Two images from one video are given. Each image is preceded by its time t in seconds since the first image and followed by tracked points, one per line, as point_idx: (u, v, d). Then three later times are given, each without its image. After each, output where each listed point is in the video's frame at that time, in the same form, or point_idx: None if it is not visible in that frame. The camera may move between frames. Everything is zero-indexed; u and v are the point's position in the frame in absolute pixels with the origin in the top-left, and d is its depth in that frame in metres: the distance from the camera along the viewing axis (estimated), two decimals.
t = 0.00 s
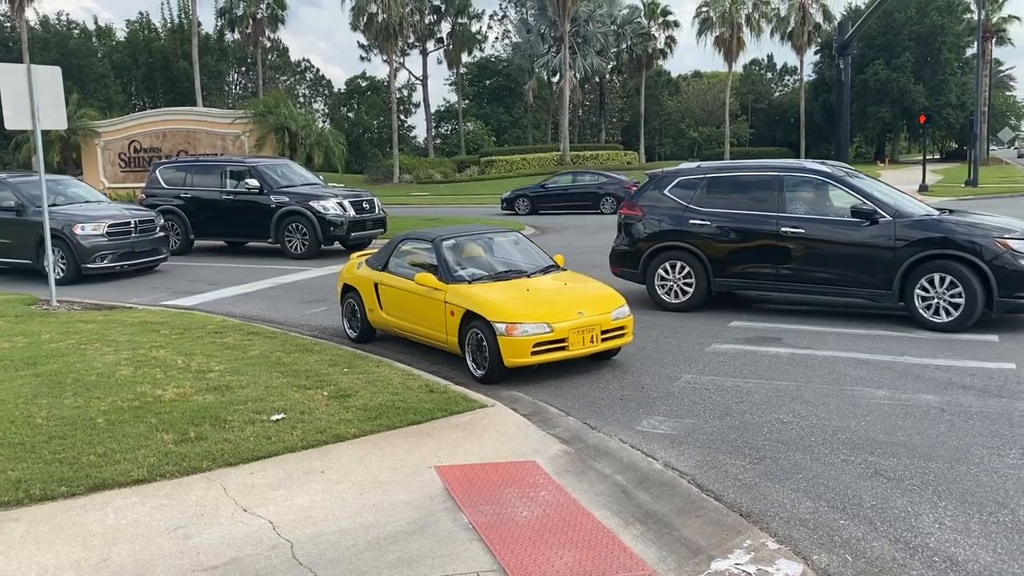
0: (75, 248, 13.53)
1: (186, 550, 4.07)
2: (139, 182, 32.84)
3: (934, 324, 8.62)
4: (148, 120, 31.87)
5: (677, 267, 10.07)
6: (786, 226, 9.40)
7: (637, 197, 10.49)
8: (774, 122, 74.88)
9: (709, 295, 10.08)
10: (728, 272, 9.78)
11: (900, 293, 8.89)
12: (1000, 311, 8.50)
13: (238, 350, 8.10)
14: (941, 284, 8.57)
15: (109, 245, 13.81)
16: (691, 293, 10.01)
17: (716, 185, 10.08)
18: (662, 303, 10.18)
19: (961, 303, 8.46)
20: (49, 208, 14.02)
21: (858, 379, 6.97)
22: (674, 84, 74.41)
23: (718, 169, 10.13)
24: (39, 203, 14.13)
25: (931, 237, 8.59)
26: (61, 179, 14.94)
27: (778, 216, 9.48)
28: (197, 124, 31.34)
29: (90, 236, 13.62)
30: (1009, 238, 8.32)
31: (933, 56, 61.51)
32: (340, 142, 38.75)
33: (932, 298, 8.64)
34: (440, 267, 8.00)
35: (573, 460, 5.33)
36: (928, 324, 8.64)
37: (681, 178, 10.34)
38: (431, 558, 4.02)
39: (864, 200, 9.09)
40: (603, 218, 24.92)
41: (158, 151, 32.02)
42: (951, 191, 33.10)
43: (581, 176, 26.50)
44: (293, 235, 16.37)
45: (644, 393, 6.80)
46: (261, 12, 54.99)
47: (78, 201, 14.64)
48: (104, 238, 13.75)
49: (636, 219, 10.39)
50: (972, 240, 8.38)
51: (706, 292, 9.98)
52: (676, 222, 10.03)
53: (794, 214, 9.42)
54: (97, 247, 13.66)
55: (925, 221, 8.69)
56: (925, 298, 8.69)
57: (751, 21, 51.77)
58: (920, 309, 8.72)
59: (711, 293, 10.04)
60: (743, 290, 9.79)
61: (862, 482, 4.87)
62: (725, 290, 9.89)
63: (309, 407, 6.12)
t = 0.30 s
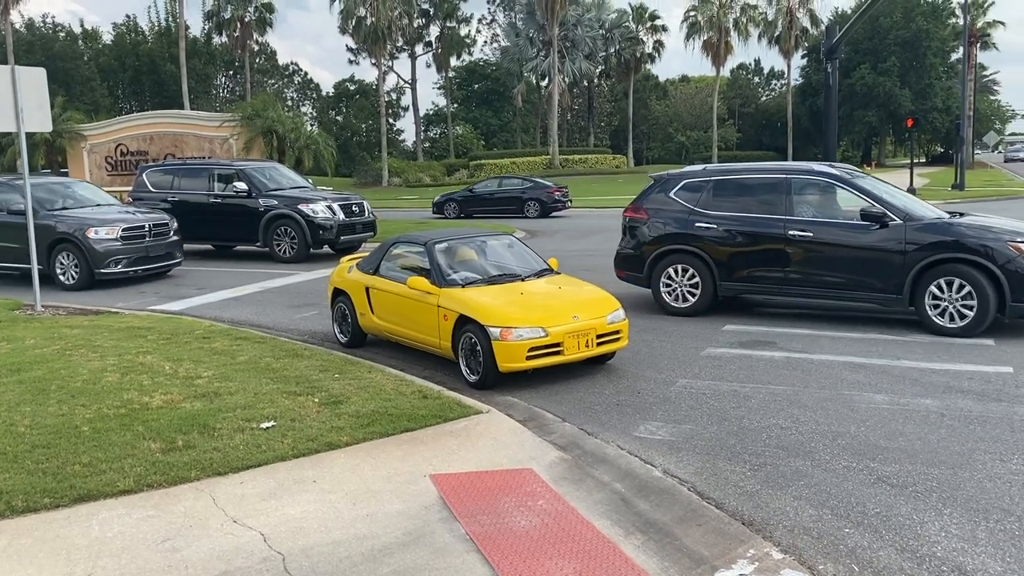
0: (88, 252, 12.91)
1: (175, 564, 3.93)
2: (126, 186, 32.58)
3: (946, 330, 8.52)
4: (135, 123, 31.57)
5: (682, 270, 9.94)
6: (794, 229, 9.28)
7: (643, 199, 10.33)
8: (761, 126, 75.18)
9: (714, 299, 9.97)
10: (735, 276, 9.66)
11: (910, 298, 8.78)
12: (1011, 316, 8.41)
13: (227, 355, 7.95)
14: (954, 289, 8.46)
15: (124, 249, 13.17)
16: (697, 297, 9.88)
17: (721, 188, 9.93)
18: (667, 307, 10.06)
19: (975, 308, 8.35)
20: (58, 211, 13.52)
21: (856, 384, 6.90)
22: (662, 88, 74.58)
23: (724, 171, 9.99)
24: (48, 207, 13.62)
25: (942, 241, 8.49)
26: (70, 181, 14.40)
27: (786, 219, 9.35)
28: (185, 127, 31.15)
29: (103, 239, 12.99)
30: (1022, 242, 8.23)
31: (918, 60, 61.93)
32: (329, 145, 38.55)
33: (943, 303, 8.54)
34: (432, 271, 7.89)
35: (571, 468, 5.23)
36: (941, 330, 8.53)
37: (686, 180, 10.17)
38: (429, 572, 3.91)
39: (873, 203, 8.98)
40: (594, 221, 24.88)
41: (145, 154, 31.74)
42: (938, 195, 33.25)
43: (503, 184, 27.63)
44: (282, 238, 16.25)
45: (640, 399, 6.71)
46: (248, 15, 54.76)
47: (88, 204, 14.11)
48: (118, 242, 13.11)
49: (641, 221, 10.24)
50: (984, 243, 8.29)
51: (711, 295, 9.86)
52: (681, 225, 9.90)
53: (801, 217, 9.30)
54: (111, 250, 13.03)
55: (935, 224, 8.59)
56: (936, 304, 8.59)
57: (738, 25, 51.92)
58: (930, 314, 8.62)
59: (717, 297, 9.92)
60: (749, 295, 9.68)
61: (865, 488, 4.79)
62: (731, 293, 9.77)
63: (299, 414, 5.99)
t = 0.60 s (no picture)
0: (97, 259, 12.60)
1: None
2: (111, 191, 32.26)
3: (963, 338, 8.41)
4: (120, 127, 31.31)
5: (693, 276, 9.81)
6: (805, 235, 9.17)
7: (651, 205, 10.19)
8: (748, 132, 75.47)
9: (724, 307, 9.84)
10: (747, 281, 9.52)
11: (924, 306, 8.67)
12: None
13: (215, 365, 7.79)
14: (970, 296, 8.37)
15: (134, 256, 12.87)
16: (706, 304, 9.74)
17: (731, 194, 9.80)
18: (675, 314, 9.91)
19: (992, 316, 8.26)
20: (66, 216, 13.21)
21: (857, 393, 6.81)
22: (650, 94, 74.68)
23: (732, 176, 9.85)
24: (53, 211, 13.29)
25: (958, 247, 8.40)
26: (75, 186, 14.10)
27: (797, 225, 9.24)
28: (171, 132, 30.90)
29: (113, 245, 12.69)
30: None
31: (905, 66, 62.34)
32: (318, 149, 38.35)
33: (959, 311, 8.44)
34: (425, 277, 7.76)
35: (570, 481, 5.11)
36: (955, 338, 8.43)
37: (695, 186, 10.04)
38: None
39: (887, 209, 8.86)
40: (585, 226, 24.79)
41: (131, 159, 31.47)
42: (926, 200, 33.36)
43: (433, 189, 27.88)
44: (270, 244, 16.02)
45: (639, 408, 6.59)
46: (236, 20, 54.47)
47: (94, 209, 13.79)
48: (128, 248, 12.82)
49: (650, 227, 10.10)
50: (1001, 249, 8.22)
51: (721, 303, 9.73)
52: (690, 232, 9.78)
53: (812, 224, 9.19)
54: (121, 257, 12.73)
55: (949, 231, 8.50)
56: (951, 312, 8.48)
57: (726, 32, 52.08)
58: (946, 322, 8.51)
59: (726, 304, 9.79)
60: (761, 301, 9.54)
61: (872, 502, 4.69)
62: (741, 300, 9.64)
63: (290, 426, 5.84)
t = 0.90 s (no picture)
0: (101, 264, 12.23)
1: None
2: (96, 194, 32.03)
3: (986, 346, 8.23)
4: (105, 130, 31.21)
5: (705, 282, 9.65)
6: (822, 239, 9.01)
7: (663, 208, 10.03)
8: (737, 134, 75.67)
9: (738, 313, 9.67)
10: (762, 287, 9.36)
11: (946, 313, 8.50)
12: None
13: (202, 373, 7.60)
14: (994, 303, 8.21)
15: (139, 260, 12.50)
16: (720, 311, 9.58)
17: (744, 197, 9.65)
18: (688, 320, 9.77)
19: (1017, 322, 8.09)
20: (68, 219, 12.83)
21: (859, 401, 6.71)
22: (639, 95, 74.77)
23: (746, 180, 9.67)
24: (55, 213, 12.90)
25: (981, 252, 8.23)
26: (75, 189, 13.71)
27: (813, 229, 9.08)
28: (156, 134, 30.68)
29: (117, 250, 12.33)
30: None
31: (894, 68, 62.65)
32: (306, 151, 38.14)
33: (981, 317, 8.28)
34: (416, 282, 7.60)
35: (568, 494, 4.97)
36: (978, 345, 8.25)
37: (707, 189, 9.88)
38: None
39: (905, 212, 8.70)
40: (576, 229, 24.68)
41: (116, 162, 31.30)
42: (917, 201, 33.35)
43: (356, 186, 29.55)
44: (257, 248, 15.85)
45: (636, 417, 6.46)
46: (222, 21, 54.12)
47: (95, 212, 13.41)
48: (133, 252, 12.46)
49: (662, 231, 9.94)
50: None
51: (735, 309, 9.56)
52: (704, 236, 9.62)
53: (829, 227, 9.03)
54: (126, 261, 12.36)
55: (971, 235, 8.34)
56: (974, 318, 8.32)
57: (716, 33, 52.18)
58: (969, 330, 8.34)
59: (740, 311, 9.63)
60: (776, 307, 9.38)
61: (880, 514, 4.58)
62: (757, 307, 9.47)
63: (279, 438, 5.67)
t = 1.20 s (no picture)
0: (108, 264, 12.03)
1: None
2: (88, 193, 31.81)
3: None
4: (95, 128, 30.89)
5: (734, 282, 9.34)
6: (855, 239, 8.68)
7: (690, 209, 9.73)
8: (731, 134, 75.69)
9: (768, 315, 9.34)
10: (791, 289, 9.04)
11: (987, 316, 8.14)
12: None
13: (193, 374, 7.44)
14: None
15: (147, 260, 12.29)
16: (749, 312, 9.26)
17: (773, 196, 9.34)
18: (716, 322, 9.47)
19: None
20: (73, 218, 12.62)
21: (863, 401, 6.59)
22: (634, 95, 74.66)
23: (776, 179, 9.37)
24: (61, 212, 12.70)
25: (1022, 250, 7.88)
26: (80, 188, 13.50)
27: (847, 229, 8.75)
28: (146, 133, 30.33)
29: (125, 250, 12.13)
30: None
31: (887, 68, 62.74)
32: (299, 151, 37.96)
33: None
34: (411, 282, 7.46)
35: (569, 498, 4.83)
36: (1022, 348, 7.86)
37: (735, 188, 9.56)
38: None
39: (943, 209, 8.35)
40: (571, 229, 24.57)
41: (108, 161, 31.01)
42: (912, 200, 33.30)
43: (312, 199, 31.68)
44: (250, 247, 15.67)
45: (637, 418, 6.32)
46: (215, 20, 53.89)
47: (101, 210, 13.21)
48: (141, 252, 12.26)
49: (690, 232, 9.62)
50: None
51: (765, 311, 9.23)
52: (733, 236, 9.31)
53: (862, 227, 8.70)
54: (134, 261, 12.16)
55: (1012, 233, 7.98)
56: (1017, 320, 7.94)
57: (710, 33, 52.08)
58: (1011, 332, 7.96)
59: (770, 313, 9.29)
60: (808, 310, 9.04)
61: (890, 519, 4.46)
62: (787, 309, 9.13)
63: (271, 441, 5.51)
